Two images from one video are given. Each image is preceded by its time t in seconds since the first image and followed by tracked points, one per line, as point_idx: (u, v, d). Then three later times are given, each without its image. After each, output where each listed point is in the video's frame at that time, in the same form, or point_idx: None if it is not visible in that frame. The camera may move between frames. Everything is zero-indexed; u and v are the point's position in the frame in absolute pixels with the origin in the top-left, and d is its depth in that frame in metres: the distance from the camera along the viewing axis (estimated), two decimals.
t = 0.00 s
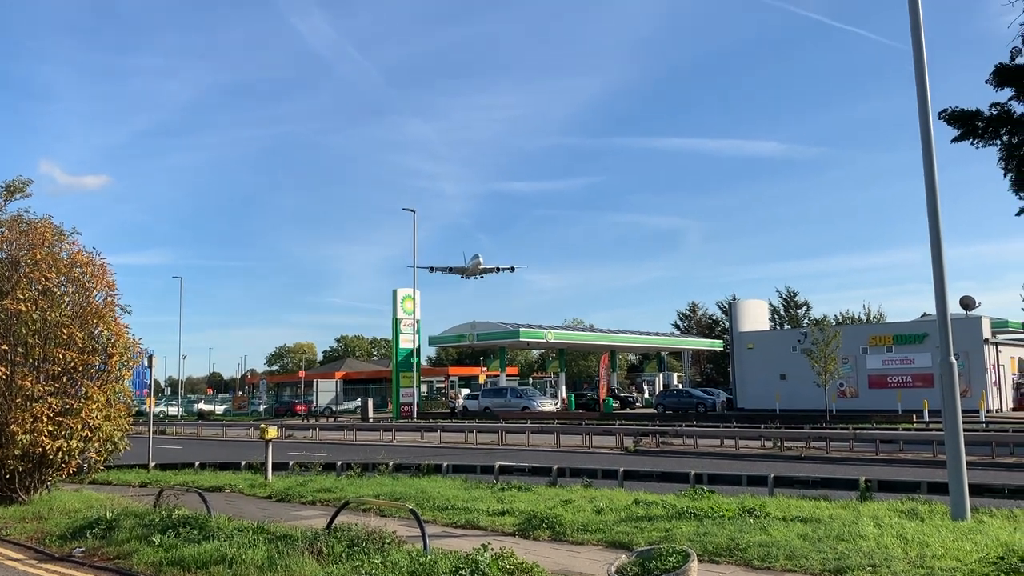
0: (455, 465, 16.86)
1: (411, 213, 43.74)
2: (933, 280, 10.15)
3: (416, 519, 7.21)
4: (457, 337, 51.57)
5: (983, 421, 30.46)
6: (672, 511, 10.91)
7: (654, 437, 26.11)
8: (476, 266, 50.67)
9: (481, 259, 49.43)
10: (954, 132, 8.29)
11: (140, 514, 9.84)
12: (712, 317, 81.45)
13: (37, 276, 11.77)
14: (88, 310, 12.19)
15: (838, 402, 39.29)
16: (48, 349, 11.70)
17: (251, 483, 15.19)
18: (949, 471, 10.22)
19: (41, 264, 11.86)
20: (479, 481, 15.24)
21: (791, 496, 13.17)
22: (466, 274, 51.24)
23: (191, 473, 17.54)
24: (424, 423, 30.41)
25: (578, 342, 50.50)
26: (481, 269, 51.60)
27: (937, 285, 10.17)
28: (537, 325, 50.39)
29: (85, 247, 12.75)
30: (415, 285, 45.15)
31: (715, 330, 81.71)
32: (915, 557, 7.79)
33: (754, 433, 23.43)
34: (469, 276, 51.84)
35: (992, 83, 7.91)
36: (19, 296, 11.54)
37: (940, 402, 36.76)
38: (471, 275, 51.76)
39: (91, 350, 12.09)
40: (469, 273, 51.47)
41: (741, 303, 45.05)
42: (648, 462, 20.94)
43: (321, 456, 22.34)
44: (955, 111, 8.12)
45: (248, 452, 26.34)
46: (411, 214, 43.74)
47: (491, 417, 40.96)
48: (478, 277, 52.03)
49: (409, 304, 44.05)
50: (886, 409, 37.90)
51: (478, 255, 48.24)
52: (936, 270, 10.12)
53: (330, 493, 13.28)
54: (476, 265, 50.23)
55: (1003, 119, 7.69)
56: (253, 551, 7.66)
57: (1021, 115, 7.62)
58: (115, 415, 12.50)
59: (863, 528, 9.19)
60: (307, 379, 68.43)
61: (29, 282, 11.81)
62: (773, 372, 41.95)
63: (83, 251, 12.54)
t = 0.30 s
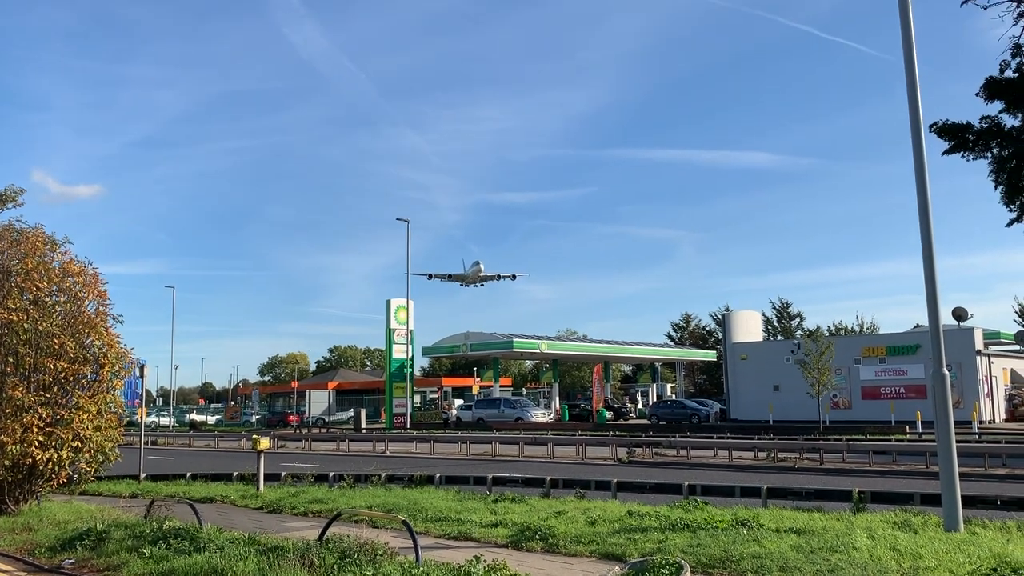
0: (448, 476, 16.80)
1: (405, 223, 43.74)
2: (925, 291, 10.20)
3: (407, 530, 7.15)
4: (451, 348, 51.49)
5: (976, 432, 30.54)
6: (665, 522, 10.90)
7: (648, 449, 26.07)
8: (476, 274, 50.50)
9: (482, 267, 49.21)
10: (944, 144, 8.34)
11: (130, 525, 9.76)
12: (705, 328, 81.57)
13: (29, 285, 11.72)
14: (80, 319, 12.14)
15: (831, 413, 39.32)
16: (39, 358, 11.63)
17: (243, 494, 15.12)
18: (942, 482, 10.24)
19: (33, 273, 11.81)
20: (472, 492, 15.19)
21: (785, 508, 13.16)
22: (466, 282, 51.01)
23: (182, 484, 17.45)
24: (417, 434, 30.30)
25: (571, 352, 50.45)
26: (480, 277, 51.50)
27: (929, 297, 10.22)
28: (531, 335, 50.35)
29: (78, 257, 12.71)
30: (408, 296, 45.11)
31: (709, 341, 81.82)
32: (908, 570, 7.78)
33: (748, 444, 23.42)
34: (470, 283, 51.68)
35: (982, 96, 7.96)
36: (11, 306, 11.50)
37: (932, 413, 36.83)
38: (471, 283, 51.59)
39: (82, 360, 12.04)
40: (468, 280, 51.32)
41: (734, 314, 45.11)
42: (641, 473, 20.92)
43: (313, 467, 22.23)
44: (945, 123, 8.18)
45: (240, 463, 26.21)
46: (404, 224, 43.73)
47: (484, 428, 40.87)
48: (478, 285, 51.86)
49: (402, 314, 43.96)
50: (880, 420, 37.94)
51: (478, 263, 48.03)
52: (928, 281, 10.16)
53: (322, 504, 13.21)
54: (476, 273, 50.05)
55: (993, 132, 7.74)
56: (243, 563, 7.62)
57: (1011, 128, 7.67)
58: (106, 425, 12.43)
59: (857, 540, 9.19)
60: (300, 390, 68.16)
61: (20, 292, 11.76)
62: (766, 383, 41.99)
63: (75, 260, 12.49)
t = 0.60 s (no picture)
0: (443, 480, 16.78)
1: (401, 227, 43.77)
2: (918, 297, 10.25)
3: (401, 533, 7.14)
4: (446, 351, 51.48)
5: (969, 437, 30.66)
6: (659, 526, 10.91)
7: (643, 453, 26.09)
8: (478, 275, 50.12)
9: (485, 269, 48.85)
10: (938, 149, 8.41)
11: (124, 528, 9.74)
12: (700, 333, 81.75)
13: (23, 287, 11.70)
14: (74, 322, 12.13)
15: (825, 418, 39.40)
16: (33, 360, 11.62)
17: (237, 497, 15.09)
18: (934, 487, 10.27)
19: (27, 275, 11.80)
20: (466, 496, 15.18)
21: (779, 512, 13.18)
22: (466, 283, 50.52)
23: (176, 487, 17.40)
24: (411, 438, 30.27)
25: (566, 356, 50.47)
26: (484, 278, 51.59)
27: (923, 303, 10.26)
28: (526, 339, 50.37)
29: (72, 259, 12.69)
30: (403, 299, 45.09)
31: (704, 346, 81.98)
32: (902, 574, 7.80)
33: (743, 449, 23.44)
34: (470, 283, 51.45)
35: (975, 102, 8.02)
36: (4, 308, 11.47)
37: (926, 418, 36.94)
38: (471, 284, 51.34)
39: (76, 362, 12.02)
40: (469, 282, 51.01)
41: (729, 319, 45.18)
42: (636, 478, 20.93)
43: (306, 471, 22.19)
44: (939, 128, 8.25)
45: (234, 466, 26.16)
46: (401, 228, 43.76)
47: (479, 432, 40.88)
48: (479, 285, 51.62)
49: (397, 318, 43.95)
50: (874, 425, 38.03)
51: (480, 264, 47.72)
52: (922, 287, 10.22)
53: (315, 508, 13.20)
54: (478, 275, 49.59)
55: (986, 137, 7.79)
56: (236, 566, 7.62)
57: (1003, 134, 7.72)
58: (99, 428, 12.41)
59: (850, 544, 9.21)
60: (295, 393, 68.10)
61: (14, 293, 11.73)
62: (761, 388, 42.07)
63: (69, 262, 12.48)
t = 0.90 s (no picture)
0: (436, 482, 16.78)
1: (396, 228, 43.77)
2: (911, 299, 10.30)
3: (395, 536, 7.12)
4: (441, 353, 51.46)
5: (963, 439, 30.74)
6: (653, 528, 10.94)
7: (637, 455, 26.12)
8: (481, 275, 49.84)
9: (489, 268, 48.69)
10: (930, 151, 8.47)
11: (116, 530, 9.72)
12: (694, 334, 81.92)
13: (15, 289, 11.66)
14: (67, 323, 12.10)
15: (819, 420, 39.51)
16: (25, 362, 11.59)
17: (231, 499, 15.08)
18: (927, 488, 10.31)
19: (19, 276, 11.76)
20: (460, 498, 15.18)
21: (772, 514, 13.22)
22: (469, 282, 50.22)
23: (169, 489, 17.36)
24: (405, 440, 30.24)
25: (561, 357, 50.48)
26: (486, 277, 51.36)
27: (915, 304, 10.31)
28: (521, 341, 50.38)
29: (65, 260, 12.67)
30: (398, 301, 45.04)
31: (698, 347, 82.17)
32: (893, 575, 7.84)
33: (737, 450, 23.49)
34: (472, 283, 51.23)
35: (966, 105, 8.07)
36: None
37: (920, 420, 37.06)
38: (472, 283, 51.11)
39: (68, 364, 11.99)
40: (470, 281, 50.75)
41: (724, 320, 45.26)
42: (630, 479, 20.97)
43: (300, 473, 22.15)
44: (930, 131, 8.31)
45: (228, 468, 26.10)
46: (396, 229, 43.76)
47: (473, 434, 40.88)
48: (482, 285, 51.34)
49: (392, 319, 43.92)
50: (867, 426, 38.14)
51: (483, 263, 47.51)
52: (914, 289, 10.27)
53: (309, 509, 13.20)
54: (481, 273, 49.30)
55: (976, 140, 7.84)
56: (229, 569, 7.62)
57: (993, 137, 7.77)
58: (92, 430, 12.39)
59: (843, 546, 9.25)
60: (289, 394, 67.95)
61: (7, 295, 11.69)
62: (755, 390, 42.17)
63: (62, 263, 12.46)
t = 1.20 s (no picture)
0: (427, 487, 16.75)
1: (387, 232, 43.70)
2: (900, 304, 10.37)
3: (385, 543, 7.10)
4: (432, 358, 51.39)
5: (951, 444, 30.92)
6: (643, 533, 10.95)
7: (628, 460, 26.16)
8: (480, 277, 49.64)
9: (489, 270, 48.50)
10: (917, 158, 8.51)
11: (104, 537, 9.66)
12: (685, 339, 82.17)
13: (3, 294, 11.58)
14: (55, 328, 12.03)
15: (809, 424, 39.67)
16: (13, 368, 11.50)
17: (220, 505, 15.00)
18: (916, 494, 10.36)
19: (7, 281, 11.69)
20: (451, 504, 15.17)
21: (762, 518, 13.27)
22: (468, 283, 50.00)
23: (158, 495, 17.28)
24: (396, 445, 30.17)
25: (552, 362, 50.49)
26: (485, 278, 50.49)
27: (904, 309, 10.37)
28: (512, 346, 50.36)
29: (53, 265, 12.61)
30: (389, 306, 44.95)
31: (688, 352, 82.41)
32: None
33: (727, 455, 23.56)
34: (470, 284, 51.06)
35: (952, 112, 8.11)
36: None
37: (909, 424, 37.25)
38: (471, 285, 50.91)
39: (57, 369, 11.92)
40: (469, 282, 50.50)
41: (714, 325, 45.37)
42: (620, 485, 20.97)
43: (290, 478, 22.11)
44: (917, 138, 8.36)
45: (218, 474, 25.98)
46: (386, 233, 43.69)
47: (464, 440, 40.82)
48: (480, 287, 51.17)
49: (383, 324, 43.82)
50: (857, 431, 38.31)
51: (483, 263, 47.36)
52: (903, 295, 10.34)
53: (299, 516, 13.14)
54: (481, 275, 49.11)
55: (962, 147, 7.90)
56: None
57: (980, 144, 7.82)
58: (80, 435, 12.33)
59: (833, 550, 9.30)
60: (279, 400, 67.68)
61: None
62: (745, 395, 42.31)
63: (50, 268, 12.40)
